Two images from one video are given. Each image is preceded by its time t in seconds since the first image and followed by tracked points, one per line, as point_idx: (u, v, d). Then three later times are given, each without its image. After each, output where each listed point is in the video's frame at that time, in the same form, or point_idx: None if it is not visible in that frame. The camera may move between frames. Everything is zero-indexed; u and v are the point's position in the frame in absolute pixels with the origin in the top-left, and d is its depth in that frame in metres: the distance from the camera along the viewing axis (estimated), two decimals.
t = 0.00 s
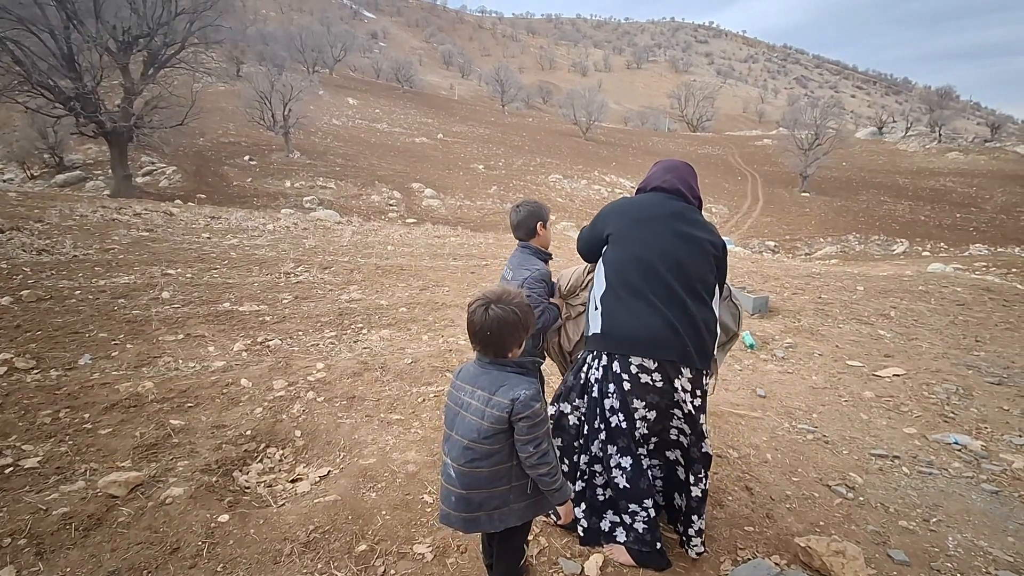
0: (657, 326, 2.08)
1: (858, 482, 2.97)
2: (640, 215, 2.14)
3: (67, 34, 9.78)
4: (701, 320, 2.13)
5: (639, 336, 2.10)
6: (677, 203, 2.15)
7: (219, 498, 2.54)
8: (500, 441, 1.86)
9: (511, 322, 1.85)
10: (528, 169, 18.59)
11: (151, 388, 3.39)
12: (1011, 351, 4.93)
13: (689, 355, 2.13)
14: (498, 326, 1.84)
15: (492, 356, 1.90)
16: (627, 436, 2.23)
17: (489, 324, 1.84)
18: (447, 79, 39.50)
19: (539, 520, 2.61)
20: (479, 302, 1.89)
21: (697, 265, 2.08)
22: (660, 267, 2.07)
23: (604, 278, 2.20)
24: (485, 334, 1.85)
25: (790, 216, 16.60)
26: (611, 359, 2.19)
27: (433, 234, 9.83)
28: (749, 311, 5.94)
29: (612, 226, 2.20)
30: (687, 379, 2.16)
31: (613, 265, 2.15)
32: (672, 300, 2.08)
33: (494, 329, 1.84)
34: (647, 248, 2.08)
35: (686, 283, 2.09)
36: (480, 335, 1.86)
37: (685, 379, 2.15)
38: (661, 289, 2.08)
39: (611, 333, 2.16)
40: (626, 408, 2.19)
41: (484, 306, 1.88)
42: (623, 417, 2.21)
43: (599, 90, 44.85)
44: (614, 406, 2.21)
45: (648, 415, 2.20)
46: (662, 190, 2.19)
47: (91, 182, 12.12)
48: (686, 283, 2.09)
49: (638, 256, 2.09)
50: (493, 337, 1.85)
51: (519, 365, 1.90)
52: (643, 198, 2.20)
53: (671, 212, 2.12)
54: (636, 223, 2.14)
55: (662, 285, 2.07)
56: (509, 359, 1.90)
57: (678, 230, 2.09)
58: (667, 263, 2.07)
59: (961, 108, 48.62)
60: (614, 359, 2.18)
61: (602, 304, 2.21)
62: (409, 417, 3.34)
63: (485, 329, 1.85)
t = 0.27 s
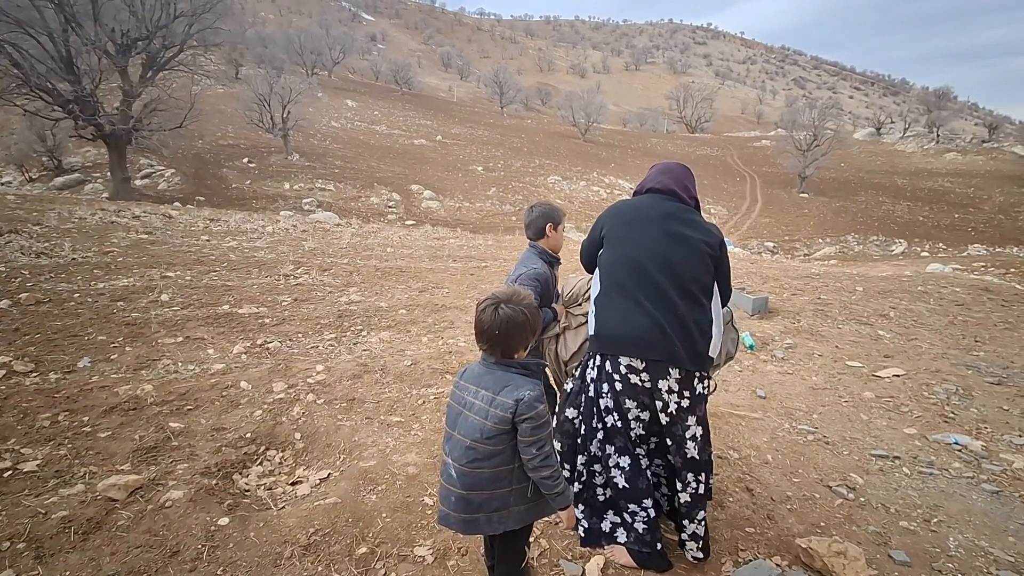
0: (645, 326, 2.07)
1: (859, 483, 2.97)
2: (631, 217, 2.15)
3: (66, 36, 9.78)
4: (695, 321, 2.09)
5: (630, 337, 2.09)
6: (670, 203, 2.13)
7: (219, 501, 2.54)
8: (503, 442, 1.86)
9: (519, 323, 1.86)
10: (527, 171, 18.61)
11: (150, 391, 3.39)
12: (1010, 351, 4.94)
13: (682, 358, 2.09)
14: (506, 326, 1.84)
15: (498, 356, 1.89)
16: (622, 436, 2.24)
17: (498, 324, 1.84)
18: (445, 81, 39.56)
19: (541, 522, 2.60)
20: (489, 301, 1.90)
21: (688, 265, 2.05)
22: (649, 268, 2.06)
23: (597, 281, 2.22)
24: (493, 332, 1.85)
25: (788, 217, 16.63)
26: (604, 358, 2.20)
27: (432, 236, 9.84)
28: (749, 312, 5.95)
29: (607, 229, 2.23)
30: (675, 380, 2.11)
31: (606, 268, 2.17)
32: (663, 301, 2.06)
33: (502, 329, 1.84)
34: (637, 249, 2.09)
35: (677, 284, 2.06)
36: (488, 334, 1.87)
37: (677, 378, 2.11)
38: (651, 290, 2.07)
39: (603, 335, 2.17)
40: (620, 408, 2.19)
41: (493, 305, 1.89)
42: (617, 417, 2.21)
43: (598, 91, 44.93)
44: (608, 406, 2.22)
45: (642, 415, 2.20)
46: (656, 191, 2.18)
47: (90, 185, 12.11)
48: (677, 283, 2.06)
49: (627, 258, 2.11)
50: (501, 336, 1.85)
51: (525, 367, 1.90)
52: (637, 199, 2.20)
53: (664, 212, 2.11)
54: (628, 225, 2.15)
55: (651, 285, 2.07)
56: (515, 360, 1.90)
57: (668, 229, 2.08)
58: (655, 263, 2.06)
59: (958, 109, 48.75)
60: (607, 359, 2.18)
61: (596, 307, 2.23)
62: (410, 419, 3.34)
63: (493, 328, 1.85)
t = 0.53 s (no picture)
0: (642, 325, 2.06)
1: (859, 483, 2.97)
2: (626, 218, 2.15)
3: (64, 39, 9.79)
4: (693, 320, 2.08)
5: (627, 339, 2.09)
6: (664, 202, 2.13)
7: (219, 504, 2.53)
8: (504, 445, 1.85)
9: (522, 323, 1.86)
10: (526, 172, 18.62)
11: (149, 394, 3.38)
12: (1009, 351, 4.94)
13: (681, 358, 2.08)
14: (509, 327, 1.84)
15: (499, 357, 1.89)
16: (621, 438, 2.23)
17: (501, 325, 1.84)
18: (444, 84, 39.59)
19: (542, 524, 2.60)
20: (492, 302, 1.90)
21: (685, 265, 2.05)
22: (645, 268, 2.06)
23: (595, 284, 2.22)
24: (496, 333, 1.85)
25: (787, 218, 16.65)
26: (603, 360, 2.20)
27: (431, 238, 9.83)
28: (748, 313, 5.95)
29: (602, 231, 2.23)
30: (675, 379, 2.12)
31: (602, 270, 2.17)
32: (660, 301, 2.06)
33: (505, 330, 1.84)
34: (632, 250, 2.09)
35: (674, 284, 2.06)
36: (490, 335, 1.86)
37: (675, 378, 2.11)
38: (647, 291, 2.07)
39: (602, 337, 2.17)
40: (619, 410, 2.19)
41: (496, 305, 1.89)
42: (617, 419, 2.21)
43: (596, 93, 44.98)
44: (608, 408, 2.22)
45: (642, 418, 2.18)
46: (649, 191, 2.18)
47: (88, 188, 12.10)
48: (674, 282, 2.06)
49: (623, 260, 2.11)
50: (503, 337, 1.85)
51: (526, 368, 1.90)
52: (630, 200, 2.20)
53: (657, 211, 2.10)
54: (622, 226, 2.15)
55: (647, 287, 2.07)
56: (516, 362, 1.90)
57: (662, 229, 2.07)
58: (651, 264, 2.06)
59: (956, 110, 48.87)
60: (606, 361, 2.19)
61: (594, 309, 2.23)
62: (410, 421, 3.33)
63: (496, 329, 1.85)
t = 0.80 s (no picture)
0: (644, 327, 2.06)
1: (859, 483, 2.98)
2: (624, 221, 2.15)
3: (63, 43, 9.80)
4: (694, 321, 2.08)
5: (629, 341, 2.08)
6: (662, 204, 2.14)
7: (219, 507, 2.53)
8: (503, 448, 1.85)
9: (519, 325, 1.86)
10: (525, 174, 18.64)
11: (149, 397, 3.38)
12: (1008, 351, 4.95)
13: (683, 359, 2.07)
14: (506, 328, 1.84)
15: (497, 360, 1.89)
16: (620, 440, 2.24)
17: (497, 326, 1.84)
18: (443, 86, 39.65)
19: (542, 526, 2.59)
20: (487, 304, 1.90)
21: (684, 266, 2.05)
22: (646, 270, 2.06)
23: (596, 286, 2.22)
24: (492, 335, 1.85)
25: (786, 219, 16.67)
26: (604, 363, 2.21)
27: (430, 240, 9.84)
28: (747, 314, 5.95)
29: (601, 234, 2.23)
30: (676, 381, 2.12)
31: (603, 272, 2.17)
32: (661, 302, 2.06)
33: (501, 331, 1.84)
34: (633, 252, 2.09)
35: (675, 285, 2.06)
36: (487, 337, 1.86)
37: (675, 380, 2.11)
38: (648, 292, 2.07)
39: (603, 340, 2.16)
40: (619, 412, 2.20)
41: (492, 308, 1.89)
42: (616, 421, 2.22)
43: (595, 95, 45.06)
44: (608, 410, 2.23)
45: (641, 420, 2.19)
46: (647, 194, 2.20)
47: (87, 191, 12.11)
48: (675, 284, 2.06)
49: (623, 262, 2.11)
50: (500, 340, 1.84)
51: (524, 370, 1.90)
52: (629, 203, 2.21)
53: (655, 212, 2.11)
54: (622, 228, 2.15)
55: (648, 288, 2.06)
56: (513, 364, 1.90)
57: (662, 231, 2.08)
58: (652, 265, 2.05)
59: (954, 111, 49.00)
60: (606, 363, 2.19)
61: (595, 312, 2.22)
62: (409, 423, 3.33)
63: (492, 331, 1.85)
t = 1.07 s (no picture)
0: (649, 329, 2.05)
1: (859, 483, 2.98)
2: (624, 225, 2.16)
3: (62, 46, 9.81)
4: (695, 322, 2.08)
5: (631, 343, 2.08)
6: (661, 209, 2.16)
7: (218, 510, 2.52)
8: (498, 452, 1.85)
9: (513, 328, 1.86)
10: (524, 176, 18.66)
11: (148, 400, 3.38)
12: (1006, 352, 4.96)
13: (685, 360, 2.07)
14: (500, 331, 1.84)
15: (492, 363, 1.89)
16: (621, 443, 2.23)
17: (491, 330, 1.84)
18: (441, 88, 39.70)
19: (542, 527, 2.59)
20: (481, 308, 1.90)
21: (686, 267, 2.06)
22: (648, 272, 2.06)
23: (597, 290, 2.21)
24: (486, 338, 1.85)
25: (785, 220, 16.69)
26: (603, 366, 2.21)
27: (430, 242, 9.85)
28: (746, 315, 5.96)
29: (602, 238, 2.23)
30: (677, 383, 2.12)
31: (604, 276, 2.17)
32: (663, 304, 2.06)
33: (495, 334, 1.84)
34: (635, 254, 2.09)
35: (677, 286, 2.06)
36: (481, 341, 1.86)
37: (677, 382, 2.11)
38: (649, 295, 2.06)
39: (605, 343, 2.16)
40: (620, 415, 2.19)
41: (486, 311, 1.89)
42: (617, 423, 2.21)
43: (594, 97, 45.12)
44: (608, 413, 2.22)
45: (642, 422, 2.19)
46: (645, 199, 2.22)
47: (86, 194, 12.10)
48: (677, 285, 2.06)
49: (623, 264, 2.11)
50: (494, 343, 1.85)
51: (520, 374, 1.89)
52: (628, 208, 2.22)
53: (655, 216, 2.13)
54: (623, 231, 2.15)
55: (649, 290, 2.06)
56: (508, 367, 1.89)
57: (662, 234, 2.09)
58: (655, 267, 2.06)
59: (952, 112, 49.13)
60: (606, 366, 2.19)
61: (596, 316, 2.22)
62: (409, 425, 3.33)
63: (486, 334, 1.85)
